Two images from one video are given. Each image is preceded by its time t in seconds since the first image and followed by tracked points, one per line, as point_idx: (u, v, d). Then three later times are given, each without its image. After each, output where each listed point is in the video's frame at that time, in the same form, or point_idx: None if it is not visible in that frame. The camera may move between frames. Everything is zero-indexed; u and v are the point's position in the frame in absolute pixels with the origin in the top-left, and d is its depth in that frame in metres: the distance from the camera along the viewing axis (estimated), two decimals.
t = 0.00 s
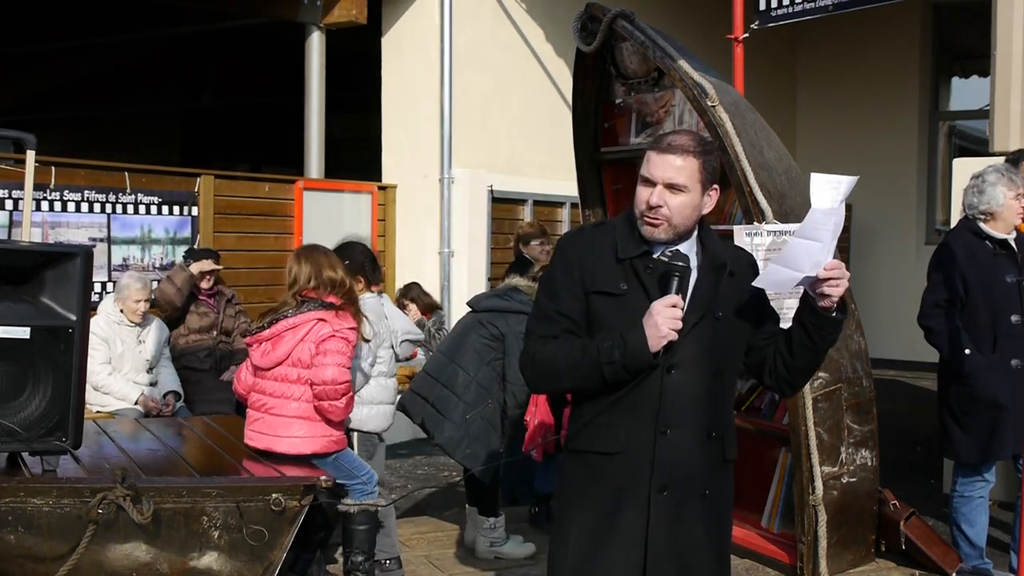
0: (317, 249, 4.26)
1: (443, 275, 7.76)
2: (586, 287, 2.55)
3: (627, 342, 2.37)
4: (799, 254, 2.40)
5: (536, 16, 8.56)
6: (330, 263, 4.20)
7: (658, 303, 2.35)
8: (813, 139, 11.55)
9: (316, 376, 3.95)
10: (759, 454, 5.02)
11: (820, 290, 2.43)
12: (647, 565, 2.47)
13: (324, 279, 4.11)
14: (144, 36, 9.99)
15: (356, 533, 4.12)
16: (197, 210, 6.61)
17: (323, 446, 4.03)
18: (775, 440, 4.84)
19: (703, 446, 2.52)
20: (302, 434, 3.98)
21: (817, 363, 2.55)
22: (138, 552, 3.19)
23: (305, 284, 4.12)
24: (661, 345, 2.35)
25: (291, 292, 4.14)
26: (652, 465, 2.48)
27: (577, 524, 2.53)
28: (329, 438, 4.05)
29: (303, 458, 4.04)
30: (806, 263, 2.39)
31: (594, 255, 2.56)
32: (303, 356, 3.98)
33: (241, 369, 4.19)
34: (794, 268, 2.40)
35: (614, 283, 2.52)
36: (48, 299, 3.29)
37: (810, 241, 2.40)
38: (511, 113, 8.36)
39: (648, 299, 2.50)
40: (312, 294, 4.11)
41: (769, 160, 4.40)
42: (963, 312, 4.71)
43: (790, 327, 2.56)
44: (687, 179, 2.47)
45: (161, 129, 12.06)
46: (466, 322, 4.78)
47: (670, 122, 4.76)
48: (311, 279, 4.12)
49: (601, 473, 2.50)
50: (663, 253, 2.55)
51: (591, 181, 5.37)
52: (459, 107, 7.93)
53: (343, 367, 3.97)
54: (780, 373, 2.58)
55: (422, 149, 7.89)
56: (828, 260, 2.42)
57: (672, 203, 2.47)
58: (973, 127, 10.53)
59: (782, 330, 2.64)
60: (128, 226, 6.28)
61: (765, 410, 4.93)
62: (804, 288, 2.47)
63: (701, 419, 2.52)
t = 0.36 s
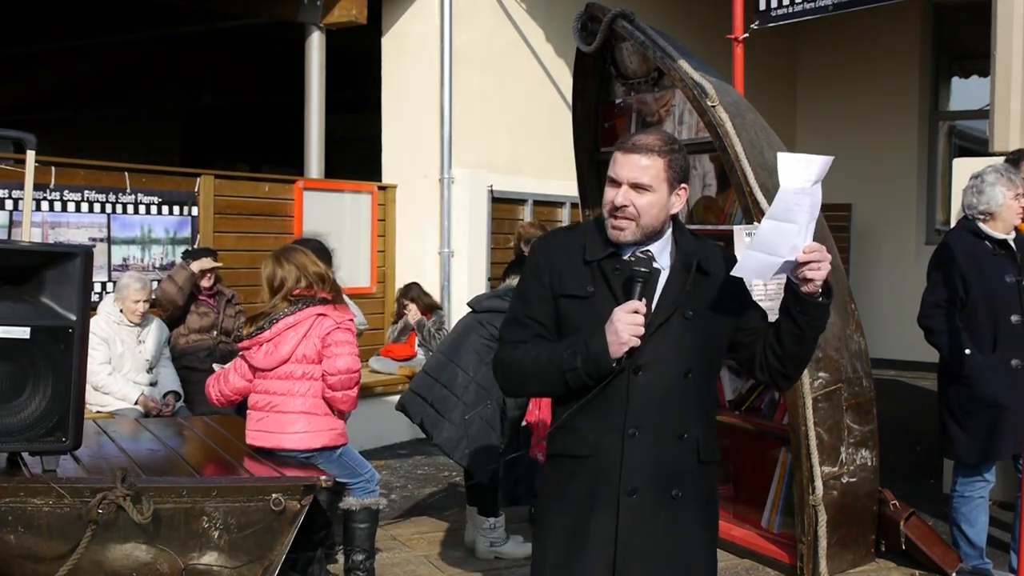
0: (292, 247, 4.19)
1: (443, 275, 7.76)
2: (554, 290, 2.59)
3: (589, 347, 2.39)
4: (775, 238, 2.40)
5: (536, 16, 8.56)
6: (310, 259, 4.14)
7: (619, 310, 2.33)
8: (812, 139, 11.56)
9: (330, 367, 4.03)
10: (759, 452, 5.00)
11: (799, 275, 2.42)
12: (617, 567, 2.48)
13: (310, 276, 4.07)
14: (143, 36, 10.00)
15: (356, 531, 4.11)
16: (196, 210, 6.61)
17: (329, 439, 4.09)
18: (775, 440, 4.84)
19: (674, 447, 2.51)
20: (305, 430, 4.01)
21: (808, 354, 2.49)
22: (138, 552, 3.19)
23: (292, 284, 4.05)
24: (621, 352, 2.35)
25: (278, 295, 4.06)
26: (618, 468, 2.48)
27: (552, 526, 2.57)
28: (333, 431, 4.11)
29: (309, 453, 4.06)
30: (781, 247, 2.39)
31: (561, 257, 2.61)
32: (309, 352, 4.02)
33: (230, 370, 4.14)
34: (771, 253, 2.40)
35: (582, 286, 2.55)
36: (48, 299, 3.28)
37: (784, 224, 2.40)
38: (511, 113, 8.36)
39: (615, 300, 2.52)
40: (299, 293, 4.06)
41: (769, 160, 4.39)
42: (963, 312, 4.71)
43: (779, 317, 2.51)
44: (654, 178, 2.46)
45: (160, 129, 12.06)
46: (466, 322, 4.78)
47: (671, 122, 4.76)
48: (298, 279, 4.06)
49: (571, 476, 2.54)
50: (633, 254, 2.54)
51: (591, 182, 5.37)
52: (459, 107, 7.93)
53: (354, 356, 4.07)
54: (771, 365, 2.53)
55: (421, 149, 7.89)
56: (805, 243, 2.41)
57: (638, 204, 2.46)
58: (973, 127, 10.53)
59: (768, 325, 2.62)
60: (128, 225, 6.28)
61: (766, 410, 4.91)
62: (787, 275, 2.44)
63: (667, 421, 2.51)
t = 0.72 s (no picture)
0: (281, 246, 4.18)
1: (443, 275, 7.76)
2: (524, 297, 2.58)
3: (565, 359, 2.38)
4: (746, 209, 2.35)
5: (536, 16, 8.57)
6: (300, 257, 4.14)
7: (592, 317, 2.34)
8: (812, 139, 11.57)
9: (331, 364, 4.03)
10: (759, 452, 5.00)
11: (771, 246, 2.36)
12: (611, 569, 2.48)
13: (303, 275, 4.08)
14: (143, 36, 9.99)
15: (356, 531, 4.13)
16: (197, 210, 6.61)
17: (331, 437, 4.09)
18: (775, 440, 4.84)
19: (658, 448, 2.51)
20: (307, 428, 4.02)
21: (789, 330, 2.48)
22: (138, 552, 3.19)
23: (286, 284, 4.05)
24: (598, 359, 2.35)
25: (273, 297, 4.06)
26: (605, 472, 2.49)
27: (540, 535, 2.56)
28: (334, 429, 4.11)
29: (310, 453, 4.06)
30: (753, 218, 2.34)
31: (530, 263, 2.60)
32: (308, 351, 4.03)
33: (228, 369, 4.13)
34: (745, 226, 2.35)
35: (553, 292, 2.54)
36: (48, 299, 3.28)
37: (759, 194, 2.35)
38: (511, 113, 8.36)
39: (588, 304, 2.52)
40: (293, 294, 4.05)
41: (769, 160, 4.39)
42: (964, 312, 4.71)
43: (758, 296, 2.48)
44: (634, 185, 2.43)
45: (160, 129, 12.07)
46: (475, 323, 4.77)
47: (671, 123, 4.76)
48: (293, 280, 4.07)
49: (556, 483, 2.53)
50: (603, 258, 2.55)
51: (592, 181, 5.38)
52: (459, 107, 7.93)
53: (354, 352, 4.08)
54: (755, 346, 2.50)
55: (421, 150, 7.89)
56: (777, 213, 2.37)
57: (623, 213, 2.44)
58: (973, 127, 10.53)
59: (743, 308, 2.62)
60: (128, 225, 6.28)
61: (766, 410, 4.90)
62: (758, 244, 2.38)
63: (651, 420, 2.51)
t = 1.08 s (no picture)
0: (279, 245, 4.18)
1: (443, 274, 7.76)
2: (516, 304, 2.57)
3: (570, 364, 2.38)
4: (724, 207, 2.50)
5: (536, 16, 8.57)
6: (299, 257, 4.16)
7: (597, 321, 2.37)
8: (813, 140, 11.58)
9: (331, 366, 4.03)
10: (760, 453, 5.00)
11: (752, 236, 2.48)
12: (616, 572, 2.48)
13: (303, 274, 4.10)
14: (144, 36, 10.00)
15: (357, 531, 4.15)
16: (197, 210, 6.62)
17: (332, 437, 4.09)
18: (775, 440, 4.84)
19: (657, 449, 2.53)
20: (307, 429, 4.02)
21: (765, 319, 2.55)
22: (137, 553, 3.19)
23: (287, 285, 4.06)
24: (605, 364, 2.37)
25: (274, 297, 4.07)
26: (607, 475, 2.49)
27: (539, 543, 2.54)
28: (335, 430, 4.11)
29: (311, 454, 4.06)
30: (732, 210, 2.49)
31: (520, 268, 2.59)
32: (308, 352, 4.03)
33: (228, 369, 4.12)
34: (726, 214, 2.49)
35: (547, 297, 2.54)
36: (48, 299, 3.28)
37: (738, 186, 2.53)
38: (511, 114, 8.37)
39: (583, 308, 2.53)
40: (293, 295, 4.06)
41: (769, 161, 4.38)
42: (964, 312, 4.71)
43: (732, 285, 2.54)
44: (638, 182, 2.46)
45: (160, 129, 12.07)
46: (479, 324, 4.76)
47: (671, 123, 4.76)
48: (293, 280, 4.08)
49: (556, 489, 2.52)
50: (594, 260, 2.58)
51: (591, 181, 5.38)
52: (459, 107, 7.93)
53: (355, 354, 4.08)
54: (734, 336, 2.55)
55: (421, 150, 7.89)
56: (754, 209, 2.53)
57: (633, 210, 2.46)
58: (973, 127, 10.53)
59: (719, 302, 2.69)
60: (128, 225, 6.28)
61: (766, 410, 4.89)
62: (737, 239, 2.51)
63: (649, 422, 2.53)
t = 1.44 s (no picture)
0: (281, 245, 4.20)
1: (443, 274, 7.75)
2: (519, 305, 2.56)
3: (585, 367, 2.40)
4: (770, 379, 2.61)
5: (536, 16, 8.57)
6: (302, 257, 4.17)
7: (609, 323, 2.40)
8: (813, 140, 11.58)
9: (328, 370, 4.02)
10: (758, 453, 4.99)
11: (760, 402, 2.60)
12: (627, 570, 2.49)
13: (306, 274, 4.11)
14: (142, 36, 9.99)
15: (357, 531, 4.15)
16: (197, 210, 6.62)
17: (331, 439, 4.09)
18: (775, 441, 4.84)
19: (659, 444, 2.56)
20: (309, 430, 4.02)
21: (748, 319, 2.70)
22: (137, 553, 3.18)
23: (288, 285, 4.08)
24: (619, 365, 2.40)
25: (275, 296, 4.08)
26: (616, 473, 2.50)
27: (549, 547, 2.51)
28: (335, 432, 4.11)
29: (311, 455, 4.06)
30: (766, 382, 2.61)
31: (521, 267, 2.59)
32: (308, 353, 4.02)
33: (230, 372, 4.15)
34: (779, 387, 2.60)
35: (550, 297, 2.55)
36: (48, 299, 3.28)
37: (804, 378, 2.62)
38: (512, 114, 8.36)
39: (589, 307, 2.55)
40: (296, 294, 4.08)
41: (770, 161, 4.37)
42: (965, 312, 4.71)
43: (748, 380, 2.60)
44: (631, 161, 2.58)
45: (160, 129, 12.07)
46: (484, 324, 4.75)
47: (671, 123, 4.75)
48: (293, 279, 4.09)
49: (566, 490, 2.51)
50: (594, 253, 2.62)
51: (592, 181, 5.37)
52: (459, 107, 7.93)
53: (353, 357, 4.07)
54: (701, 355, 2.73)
55: (421, 149, 7.89)
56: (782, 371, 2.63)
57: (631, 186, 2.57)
58: (973, 127, 10.53)
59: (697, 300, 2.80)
60: (128, 225, 6.28)
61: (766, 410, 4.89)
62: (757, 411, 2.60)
63: (654, 419, 2.56)
